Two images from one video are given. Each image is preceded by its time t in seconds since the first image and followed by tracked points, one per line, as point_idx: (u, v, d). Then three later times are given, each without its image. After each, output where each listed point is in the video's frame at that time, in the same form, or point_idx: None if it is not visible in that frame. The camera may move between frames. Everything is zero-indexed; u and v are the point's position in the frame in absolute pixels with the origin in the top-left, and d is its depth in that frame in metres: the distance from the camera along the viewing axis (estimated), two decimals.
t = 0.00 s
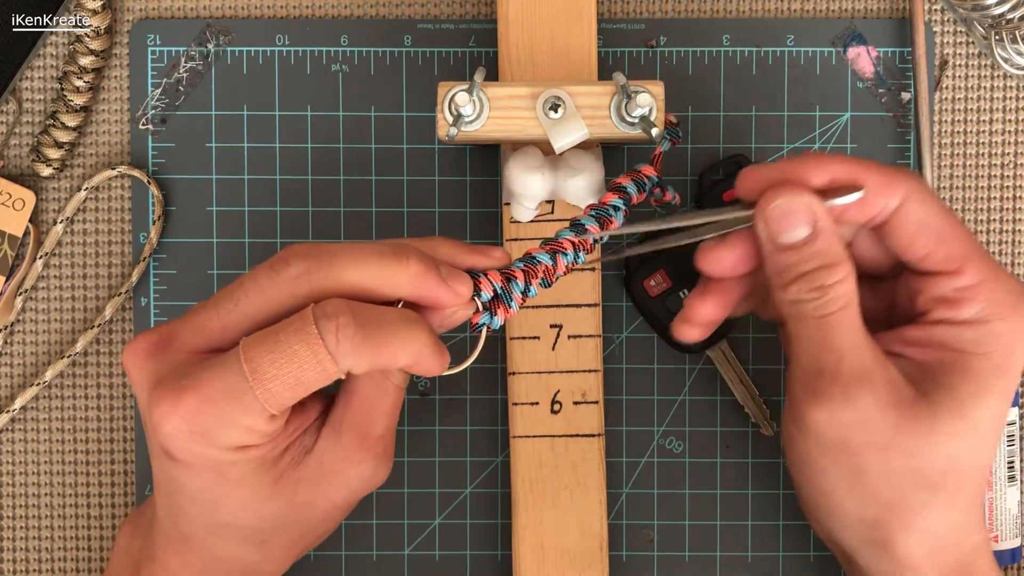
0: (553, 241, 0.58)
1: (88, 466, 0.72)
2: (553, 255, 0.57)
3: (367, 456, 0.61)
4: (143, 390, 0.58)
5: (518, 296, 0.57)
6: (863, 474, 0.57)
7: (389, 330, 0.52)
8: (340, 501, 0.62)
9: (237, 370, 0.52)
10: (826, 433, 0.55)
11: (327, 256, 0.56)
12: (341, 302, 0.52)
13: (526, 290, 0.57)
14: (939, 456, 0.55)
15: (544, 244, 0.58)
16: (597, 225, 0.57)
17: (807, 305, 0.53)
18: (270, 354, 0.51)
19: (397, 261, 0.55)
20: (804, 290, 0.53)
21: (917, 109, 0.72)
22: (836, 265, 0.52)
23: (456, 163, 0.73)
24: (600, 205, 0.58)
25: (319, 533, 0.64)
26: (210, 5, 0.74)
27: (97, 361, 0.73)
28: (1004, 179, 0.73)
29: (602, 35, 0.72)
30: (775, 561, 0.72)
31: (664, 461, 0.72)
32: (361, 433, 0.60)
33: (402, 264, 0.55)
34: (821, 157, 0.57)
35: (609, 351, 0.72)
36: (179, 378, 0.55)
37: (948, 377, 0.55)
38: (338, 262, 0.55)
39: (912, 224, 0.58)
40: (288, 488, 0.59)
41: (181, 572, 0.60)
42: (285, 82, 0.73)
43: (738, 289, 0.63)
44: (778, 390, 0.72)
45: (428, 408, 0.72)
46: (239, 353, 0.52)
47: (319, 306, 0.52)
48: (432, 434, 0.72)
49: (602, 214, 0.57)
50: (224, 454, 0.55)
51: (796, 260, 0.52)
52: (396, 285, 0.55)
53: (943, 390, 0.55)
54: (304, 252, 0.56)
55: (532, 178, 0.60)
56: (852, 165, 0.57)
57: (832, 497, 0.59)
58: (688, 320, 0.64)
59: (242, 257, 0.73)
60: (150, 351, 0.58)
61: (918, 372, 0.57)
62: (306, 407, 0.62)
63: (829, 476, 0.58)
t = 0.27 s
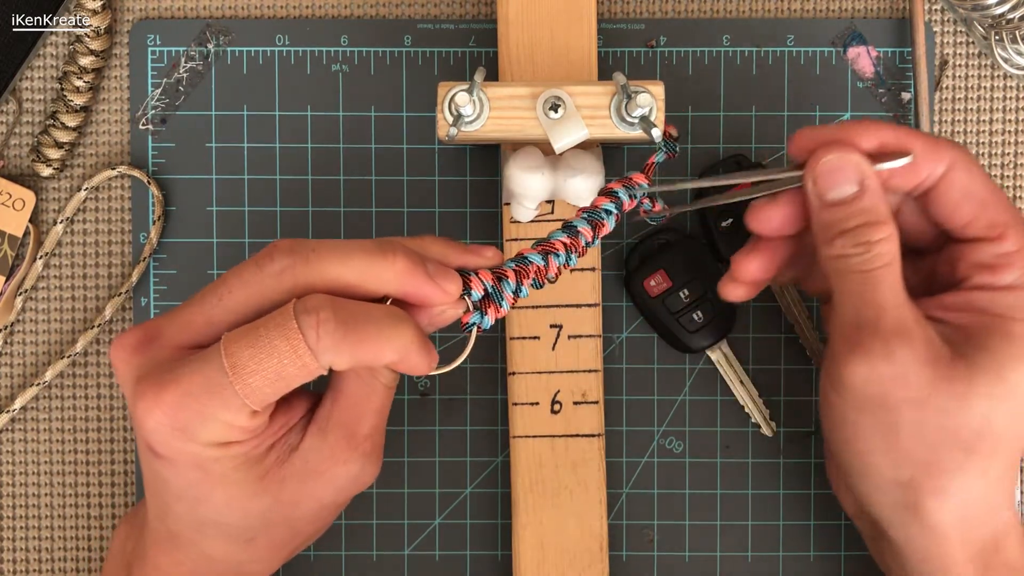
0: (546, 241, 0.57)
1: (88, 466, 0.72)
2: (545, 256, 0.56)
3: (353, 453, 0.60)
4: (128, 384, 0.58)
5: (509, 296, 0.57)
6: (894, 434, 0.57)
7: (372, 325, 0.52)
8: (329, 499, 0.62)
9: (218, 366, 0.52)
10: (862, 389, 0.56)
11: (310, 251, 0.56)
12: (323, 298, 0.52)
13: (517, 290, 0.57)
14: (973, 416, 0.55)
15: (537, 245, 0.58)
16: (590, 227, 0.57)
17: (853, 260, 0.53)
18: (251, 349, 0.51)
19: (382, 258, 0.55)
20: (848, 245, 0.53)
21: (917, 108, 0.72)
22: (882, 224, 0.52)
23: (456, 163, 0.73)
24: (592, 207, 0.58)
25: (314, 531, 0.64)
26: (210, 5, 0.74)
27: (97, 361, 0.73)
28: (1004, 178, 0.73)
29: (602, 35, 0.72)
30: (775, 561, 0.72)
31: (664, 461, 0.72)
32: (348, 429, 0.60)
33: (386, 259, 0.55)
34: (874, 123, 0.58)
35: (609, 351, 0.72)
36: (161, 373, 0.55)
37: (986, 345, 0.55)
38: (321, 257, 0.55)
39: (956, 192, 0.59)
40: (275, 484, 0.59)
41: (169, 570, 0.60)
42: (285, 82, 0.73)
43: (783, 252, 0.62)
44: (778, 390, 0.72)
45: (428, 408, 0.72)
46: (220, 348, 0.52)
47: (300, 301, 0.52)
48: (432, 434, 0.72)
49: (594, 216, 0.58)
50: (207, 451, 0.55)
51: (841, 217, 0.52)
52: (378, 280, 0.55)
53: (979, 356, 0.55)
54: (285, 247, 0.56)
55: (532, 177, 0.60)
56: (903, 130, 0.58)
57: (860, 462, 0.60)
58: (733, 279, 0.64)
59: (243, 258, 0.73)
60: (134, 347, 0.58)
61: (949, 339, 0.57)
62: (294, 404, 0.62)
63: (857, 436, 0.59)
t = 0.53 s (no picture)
0: (553, 242, 0.58)
1: (88, 466, 0.72)
2: (552, 257, 0.57)
3: (365, 452, 0.60)
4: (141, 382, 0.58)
5: (516, 297, 0.57)
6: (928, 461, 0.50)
7: (385, 326, 0.52)
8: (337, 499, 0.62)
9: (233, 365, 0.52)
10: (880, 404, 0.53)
11: (322, 252, 0.55)
12: (336, 298, 0.52)
13: (524, 291, 0.57)
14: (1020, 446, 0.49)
15: (545, 245, 0.58)
16: (599, 229, 0.58)
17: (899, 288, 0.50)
18: (267, 348, 0.51)
19: (396, 259, 0.55)
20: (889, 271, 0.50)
21: (917, 108, 0.72)
22: (917, 248, 0.50)
23: (456, 163, 0.73)
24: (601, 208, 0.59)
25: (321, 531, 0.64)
26: (210, 5, 0.74)
27: (97, 361, 0.73)
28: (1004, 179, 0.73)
29: (602, 35, 0.72)
30: (775, 561, 0.72)
31: (664, 461, 0.72)
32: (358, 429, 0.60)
33: (398, 262, 0.55)
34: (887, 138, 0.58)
35: (609, 351, 0.72)
36: (174, 372, 0.55)
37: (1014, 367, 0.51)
38: (333, 258, 0.55)
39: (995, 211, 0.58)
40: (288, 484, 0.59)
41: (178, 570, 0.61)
42: (285, 81, 0.73)
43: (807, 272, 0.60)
44: (778, 390, 0.72)
45: (428, 408, 0.72)
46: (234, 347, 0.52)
47: (314, 301, 0.52)
48: (432, 434, 0.72)
49: (603, 217, 0.58)
50: (220, 449, 0.55)
51: (882, 238, 0.50)
52: (390, 282, 0.55)
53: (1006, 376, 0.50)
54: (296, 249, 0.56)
55: (532, 177, 0.60)
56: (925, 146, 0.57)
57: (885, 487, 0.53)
58: (757, 304, 0.62)
59: (243, 258, 0.73)
60: (147, 346, 0.58)
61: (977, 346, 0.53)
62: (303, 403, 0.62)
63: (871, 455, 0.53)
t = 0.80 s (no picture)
0: (556, 242, 0.58)
1: (88, 466, 0.72)
2: (555, 257, 0.57)
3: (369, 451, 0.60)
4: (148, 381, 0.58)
5: (519, 297, 0.57)
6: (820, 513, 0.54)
7: (392, 326, 0.52)
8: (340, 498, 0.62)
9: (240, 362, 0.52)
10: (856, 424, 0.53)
11: (328, 252, 0.56)
12: (343, 297, 0.52)
13: (528, 291, 0.57)
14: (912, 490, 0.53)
15: (548, 244, 0.58)
16: (601, 228, 0.58)
17: (754, 358, 0.51)
18: (274, 347, 0.51)
19: (402, 260, 0.55)
20: (751, 343, 0.51)
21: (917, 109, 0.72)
22: (780, 316, 0.50)
23: (456, 163, 0.73)
24: (603, 208, 0.59)
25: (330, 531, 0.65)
26: (210, 5, 0.74)
27: (97, 361, 0.73)
28: (1004, 179, 0.73)
29: (602, 35, 0.72)
30: (775, 561, 0.72)
31: (664, 461, 0.72)
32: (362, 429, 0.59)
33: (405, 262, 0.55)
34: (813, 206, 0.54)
35: (609, 351, 0.72)
36: (181, 370, 0.55)
37: (905, 420, 0.54)
38: (339, 257, 0.55)
39: (851, 269, 0.54)
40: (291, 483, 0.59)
41: (183, 569, 0.60)
42: (285, 82, 0.73)
43: (683, 355, 0.60)
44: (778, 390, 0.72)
45: (428, 408, 0.72)
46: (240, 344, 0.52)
47: (321, 300, 0.52)
48: (432, 434, 0.72)
49: (605, 217, 0.58)
50: (226, 447, 0.55)
51: (738, 314, 0.50)
52: (397, 281, 0.55)
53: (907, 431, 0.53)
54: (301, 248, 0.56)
55: (532, 178, 0.60)
56: (860, 234, 0.54)
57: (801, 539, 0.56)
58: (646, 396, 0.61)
59: (243, 258, 0.73)
60: (152, 346, 0.58)
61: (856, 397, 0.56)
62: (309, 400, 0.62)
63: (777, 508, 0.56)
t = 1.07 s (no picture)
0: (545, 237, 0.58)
1: (88, 466, 0.72)
2: (544, 250, 0.56)
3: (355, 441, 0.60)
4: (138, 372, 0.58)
5: (508, 291, 0.57)
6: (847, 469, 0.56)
7: (377, 316, 0.52)
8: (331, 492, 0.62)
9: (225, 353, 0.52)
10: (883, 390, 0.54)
11: (313, 243, 0.56)
12: (328, 289, 0.52)
13: (518, 284, 0.56)
14: (900, 472, 0.55)
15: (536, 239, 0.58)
16: (588, 221, 0.58)
17: (791, 313, 0.52)
18: (257, 338, 0.51)
19: (387, 251, 0.54)
20: (786, 296, 0.52)
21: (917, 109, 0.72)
22: (818, 272, 0.51)
23: (456, 163, 0.73)
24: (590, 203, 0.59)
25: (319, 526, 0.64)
26: (210, 5, 0.74)
27: (97, 361, 0.73)
28: (1004, 179, 0.73)
29: (602, 35, 0.72)
30: (775, 561, 0.72)
31: (664, 461, 0.72)
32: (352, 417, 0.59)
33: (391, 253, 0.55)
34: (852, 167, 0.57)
35: (609, 351, 0.72)
36: (167, 362, 0.55)
37: (937, 382, 0.55)
38: (324, 250, 0.55)
39: (891, 226, 0.57)
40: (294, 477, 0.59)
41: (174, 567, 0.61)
42: (285, 81, 0.73)
43: (721, 300, 0.64)
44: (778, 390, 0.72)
45: (428, 408, 0.72)
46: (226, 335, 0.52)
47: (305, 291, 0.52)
48: (432, 434, 0.72)
49: (593, 212, 0.58)
50: (210, 440, 0.55)
51: (777, 266, 0.52)
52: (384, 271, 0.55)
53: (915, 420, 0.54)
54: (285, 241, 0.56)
55: (532, 178, 0.60)
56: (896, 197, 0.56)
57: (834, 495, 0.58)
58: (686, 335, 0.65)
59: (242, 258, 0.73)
60: (140, 338, 0.58)
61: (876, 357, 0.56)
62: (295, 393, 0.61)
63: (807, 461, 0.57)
